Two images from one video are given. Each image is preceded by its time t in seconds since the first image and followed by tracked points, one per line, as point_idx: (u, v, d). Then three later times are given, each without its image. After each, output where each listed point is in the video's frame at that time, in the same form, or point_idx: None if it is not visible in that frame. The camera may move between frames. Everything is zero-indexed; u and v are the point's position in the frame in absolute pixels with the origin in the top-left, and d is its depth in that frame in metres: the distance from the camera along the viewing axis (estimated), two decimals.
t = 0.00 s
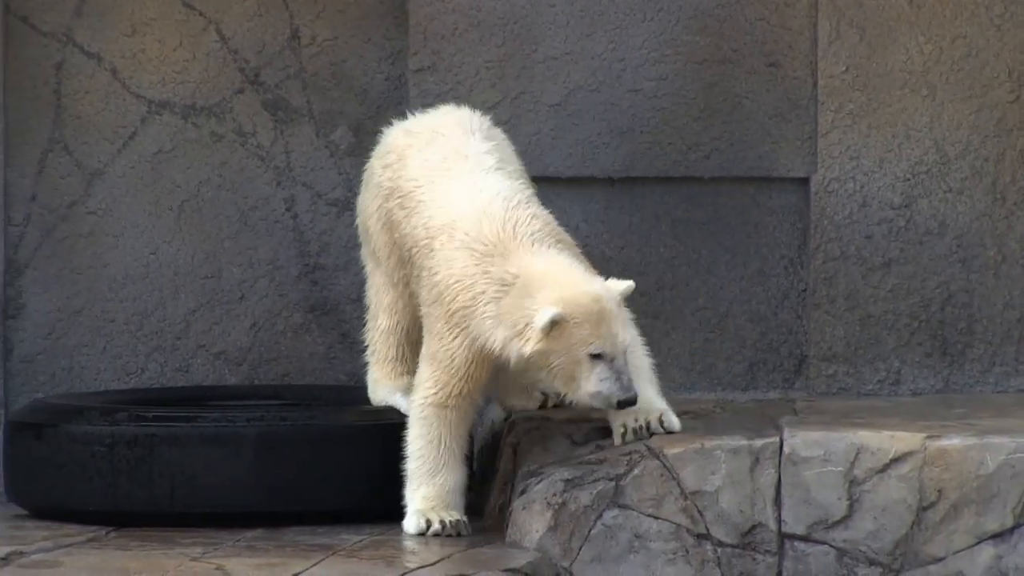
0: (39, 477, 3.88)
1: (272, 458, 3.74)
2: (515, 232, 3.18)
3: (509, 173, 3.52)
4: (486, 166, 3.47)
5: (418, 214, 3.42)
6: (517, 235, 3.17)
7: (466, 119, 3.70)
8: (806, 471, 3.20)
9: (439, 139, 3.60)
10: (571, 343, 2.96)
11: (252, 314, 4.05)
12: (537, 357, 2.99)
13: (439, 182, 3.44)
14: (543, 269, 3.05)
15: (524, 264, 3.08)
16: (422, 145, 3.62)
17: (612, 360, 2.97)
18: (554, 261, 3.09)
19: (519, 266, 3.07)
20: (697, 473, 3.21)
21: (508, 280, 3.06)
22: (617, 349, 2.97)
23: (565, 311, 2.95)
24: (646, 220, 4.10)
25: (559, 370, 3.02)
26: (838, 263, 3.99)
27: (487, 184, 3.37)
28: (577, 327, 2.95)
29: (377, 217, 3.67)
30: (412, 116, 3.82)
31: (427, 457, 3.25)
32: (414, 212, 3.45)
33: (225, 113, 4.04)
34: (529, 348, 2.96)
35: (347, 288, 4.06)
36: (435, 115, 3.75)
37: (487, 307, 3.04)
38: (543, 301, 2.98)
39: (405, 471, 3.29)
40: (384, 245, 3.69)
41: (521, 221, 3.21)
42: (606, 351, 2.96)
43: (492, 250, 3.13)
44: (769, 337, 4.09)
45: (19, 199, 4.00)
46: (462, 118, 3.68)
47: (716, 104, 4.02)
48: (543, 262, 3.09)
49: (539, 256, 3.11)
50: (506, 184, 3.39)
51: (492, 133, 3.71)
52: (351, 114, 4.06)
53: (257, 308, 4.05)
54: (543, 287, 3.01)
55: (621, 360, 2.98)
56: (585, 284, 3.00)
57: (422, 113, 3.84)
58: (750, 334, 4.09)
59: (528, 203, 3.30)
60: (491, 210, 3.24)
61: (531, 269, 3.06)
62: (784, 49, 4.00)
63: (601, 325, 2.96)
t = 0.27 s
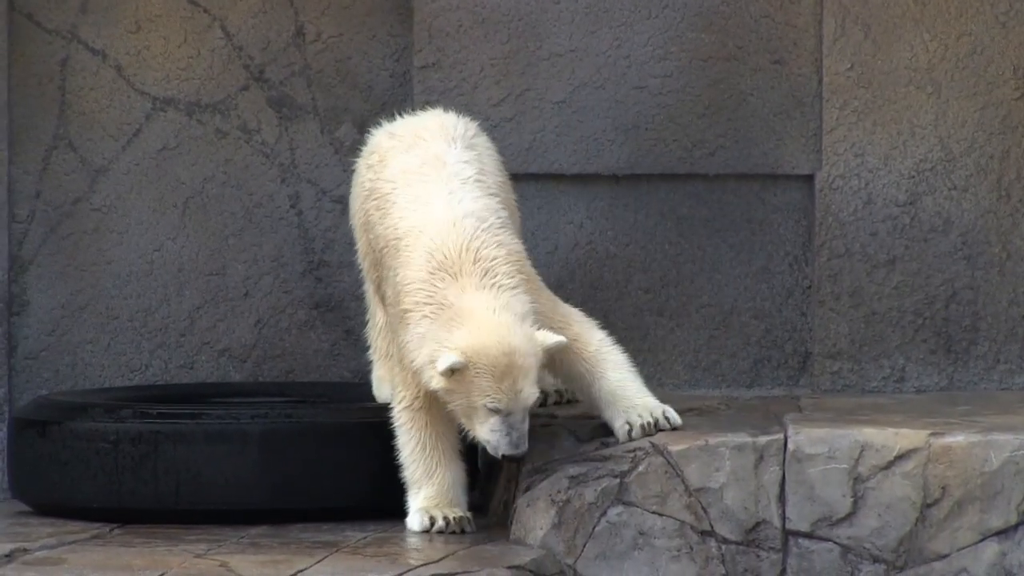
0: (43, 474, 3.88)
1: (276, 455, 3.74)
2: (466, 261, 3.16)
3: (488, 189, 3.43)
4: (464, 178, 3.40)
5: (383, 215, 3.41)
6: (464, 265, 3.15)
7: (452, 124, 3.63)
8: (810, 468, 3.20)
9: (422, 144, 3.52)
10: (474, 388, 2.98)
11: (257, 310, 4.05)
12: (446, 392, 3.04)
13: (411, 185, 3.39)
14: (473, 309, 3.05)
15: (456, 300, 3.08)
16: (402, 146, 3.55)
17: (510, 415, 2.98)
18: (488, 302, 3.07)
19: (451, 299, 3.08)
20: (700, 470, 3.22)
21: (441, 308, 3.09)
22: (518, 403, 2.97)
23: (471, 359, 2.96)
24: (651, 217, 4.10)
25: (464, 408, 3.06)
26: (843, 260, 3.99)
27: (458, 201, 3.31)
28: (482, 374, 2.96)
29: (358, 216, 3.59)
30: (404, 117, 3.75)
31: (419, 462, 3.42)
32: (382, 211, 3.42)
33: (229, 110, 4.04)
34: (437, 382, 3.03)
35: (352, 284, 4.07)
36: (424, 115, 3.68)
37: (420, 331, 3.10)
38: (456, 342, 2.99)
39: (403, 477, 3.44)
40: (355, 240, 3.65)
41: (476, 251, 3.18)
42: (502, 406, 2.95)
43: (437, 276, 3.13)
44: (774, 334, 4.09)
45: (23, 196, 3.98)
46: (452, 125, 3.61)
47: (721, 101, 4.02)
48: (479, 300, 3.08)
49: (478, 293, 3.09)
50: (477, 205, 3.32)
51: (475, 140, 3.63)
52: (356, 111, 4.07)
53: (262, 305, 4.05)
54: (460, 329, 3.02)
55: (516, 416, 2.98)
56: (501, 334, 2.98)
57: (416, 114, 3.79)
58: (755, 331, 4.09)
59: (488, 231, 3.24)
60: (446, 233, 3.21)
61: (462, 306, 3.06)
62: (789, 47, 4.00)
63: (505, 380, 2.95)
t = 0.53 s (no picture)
0: (51, 470, 3.89)
1: (284, 450, 3.75)
2: (448, 259, 3.13)
3: (489, 190, 3.39)
4: (464, 178, 3.37)
5: (382, 215, 3.43)
6: (443, 263, 3.12)
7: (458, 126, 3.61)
8: (820, 464, 3.22)
9: (421, 142, 3.52)
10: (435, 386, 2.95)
11: (265, 305, 4.05)
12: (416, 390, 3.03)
13: (410, 185, 3.39)
14: (442, 306, 3.01)
15: (428, 299, 3.06)
16: (405, 147, 3.55)
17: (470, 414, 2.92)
18: (460, 300, 3.03)
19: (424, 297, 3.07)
20: (709, 464, 3.24)
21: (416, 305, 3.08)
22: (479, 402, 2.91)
23: (429, 357, 2.93)
24: (660, 211, 4.09)
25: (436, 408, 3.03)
26: (851, 254, 3.98)
27: (455, 201, 3.29)
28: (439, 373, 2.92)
29: (362, 220, 3.60)
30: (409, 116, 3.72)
31: (427, 461, 3.42)
32: (381, 212, 3.44)
33: (237, 105, 4.04)
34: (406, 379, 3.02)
35: (360, 279, 4.07)
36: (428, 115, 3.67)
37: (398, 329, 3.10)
38: (418, 340, 2.97)
39: (413, 477, 3.46)
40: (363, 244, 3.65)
41: (460, 251, 3.15)
42: (457, 406, 2.90)
43: (421, 274, 3.13)
44: (782, 329, 4.09)
45: (32, 191, 3.99)
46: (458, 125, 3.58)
47: (728, 96, 4.02)
48: (450, 298, 3.04)
49: (451, 291, 3.05)
50: (472, 206, 3.28)
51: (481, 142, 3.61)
52: (364, 106, 4.07)
53: (270, 300, 4.06)
54: (425, 326, 2.99)
55: (472, 418, 2.91)
56: (462, 332, 2.93)
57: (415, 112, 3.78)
58: (762, 326, 4.09)
59: (475, 231, 3.20)
60: (431, 233, 3.20)
61: (432, 304, 3.03)
62: (797, 41, 4.00)
63: (462, 378, 2.90)
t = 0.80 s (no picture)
0: (65, 466, 3.88)
1: (298, 446, 3.75)
2: (477, 256, 3.14)
3: (498, 185, 3.41)
4: (474, 173, 3.37)
5: (390, 210, 3.40)
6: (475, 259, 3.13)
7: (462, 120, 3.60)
8: (833, 460, 3.22)
9: (428, 136, 3.51)
10: (494, 381, 2.96)
11: (279, 301, 4.06)
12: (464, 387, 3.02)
13: (421, 181, 3.37)
14: (489, 302, 3.03)
15: (470, 295, 3.06)
16: (412, 141, 3.52)
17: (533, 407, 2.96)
18: (503, 295, 3.06)
19: (465, 293, 3.07)
20: (723, 460, 3.25)
21: (454, 302, 3.08)
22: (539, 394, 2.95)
23: (490, 352, 2.94)
24: (673, 207, 4.10)
25: (485, 404, 3.04)
26: (865, 250, 3.98)
27: (470, 196, 3.30)
28: (503, 369, 2.94)
29: (367, 215, 3.56)
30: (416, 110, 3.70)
31: (438, 459, 3.42)
32: (390, 207, 3.40)
33: (251, 101, 4.04)
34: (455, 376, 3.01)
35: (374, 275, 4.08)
36: (434, 111, 3.65)
37: (433, 326, 3.08)
38: (473, 336, 2.98)
39: (424, 475, 3.45)
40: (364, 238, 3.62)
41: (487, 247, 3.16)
42: (526, 396, 2.93)
43: (452, 271, 3.12)
44: (796, 324, 4.09)
45: (46, 187, 4.00)
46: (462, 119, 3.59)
47: (743, 91, 4.02)
48: (493, 294, 3.06)
49: (492, 287, 3.07)
50: (487, 202, 3.30)
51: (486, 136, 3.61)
52: (378, 101, 4.07)
53: (284, 296, 4.06)
54: (477, 322, 3.00)
55: (541, 408, 2.96)
56: (517, 326, 2.96)
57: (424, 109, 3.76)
58: (777, 322, 4.09)
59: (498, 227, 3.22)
60: (457, 229, 3.19)
61: (477, 301, 3.04)
62: (811, 37, 4.00)
63: (526, 371, 2.93)
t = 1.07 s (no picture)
0: (72, 461, 3.88)
1: (305, 441, 3.74)
2: (494, 246, 3.15)
3: (505, 178, 3.43)
4: (482, 167, 3.39)
5: (399, 204, 3.39)
6: (494, 249, 3.14)
7: (465, 115, 3.61)
8: (840, 454, 3.22)
9: (433, 132, 3.51)
10: (523, 368, 2.98)
11: (287, 296, 4.06)
12: (490, 375, 3.03)
13: (430, 175, 3.37)
14: (514, 290, 3.05)
15: (493, 283, 3.08)
16: (418, 136, 3.52)
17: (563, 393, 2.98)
18: (526, 283, 3.08)
19: (488, 282, 3.08)
20: (730, 455, 3.25)
21: (477, 291, 3.08)
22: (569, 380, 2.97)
23: (521, 339, 2.96)
24: (681, 202, 4.10)
25: (510, 393, 3.05)
26: (873, 245, 3.98)
27: (480, 189, 3.31)
28: (534, 355, 2.96)
29: (373, 209, 3.54)
30: (421, 107, 3.71)
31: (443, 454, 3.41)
32: (399, 201, 3.39)
33: (259, 96, 4.04)
34: (483, 365, 3.01)
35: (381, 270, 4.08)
36: (438, 106, 3.65)
37: (454, 316, 3.08)
38: (502, 324, 2.99)
39: (429, 468, 3.43)
40: (369, 233, 3.60)
41: (504, 237, 3.18)
42: (558, 381, 2.95)
43: (471, 260, 3.13)
44: (804, 319, 4.09)
45: (53, 182, 3.99)
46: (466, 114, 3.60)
47: (750, 86, 4.02)
48: (517, 283, 3.08)
49: (515, 276, 3.09)
50: (497, 194, 3.32)
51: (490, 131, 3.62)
52: (385, 96, 4.07)
53: (292, 291, 4.06)
54: (504, 310, 3.02)
55: (570, 394, 2.98)
56: (545, 313, 2.99)
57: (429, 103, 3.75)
58: (784, 317, 4.09)
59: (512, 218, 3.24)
60: (473, 220, 3.20)
61: (501, 290, 3.05)
62: (819, 32, 4.00)
63: (555, 358, 2.96)
